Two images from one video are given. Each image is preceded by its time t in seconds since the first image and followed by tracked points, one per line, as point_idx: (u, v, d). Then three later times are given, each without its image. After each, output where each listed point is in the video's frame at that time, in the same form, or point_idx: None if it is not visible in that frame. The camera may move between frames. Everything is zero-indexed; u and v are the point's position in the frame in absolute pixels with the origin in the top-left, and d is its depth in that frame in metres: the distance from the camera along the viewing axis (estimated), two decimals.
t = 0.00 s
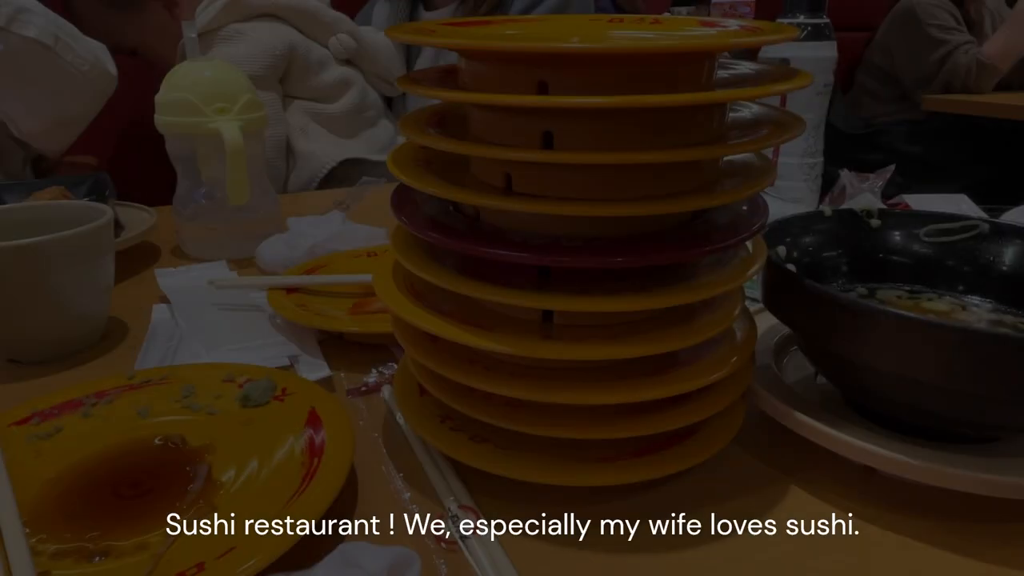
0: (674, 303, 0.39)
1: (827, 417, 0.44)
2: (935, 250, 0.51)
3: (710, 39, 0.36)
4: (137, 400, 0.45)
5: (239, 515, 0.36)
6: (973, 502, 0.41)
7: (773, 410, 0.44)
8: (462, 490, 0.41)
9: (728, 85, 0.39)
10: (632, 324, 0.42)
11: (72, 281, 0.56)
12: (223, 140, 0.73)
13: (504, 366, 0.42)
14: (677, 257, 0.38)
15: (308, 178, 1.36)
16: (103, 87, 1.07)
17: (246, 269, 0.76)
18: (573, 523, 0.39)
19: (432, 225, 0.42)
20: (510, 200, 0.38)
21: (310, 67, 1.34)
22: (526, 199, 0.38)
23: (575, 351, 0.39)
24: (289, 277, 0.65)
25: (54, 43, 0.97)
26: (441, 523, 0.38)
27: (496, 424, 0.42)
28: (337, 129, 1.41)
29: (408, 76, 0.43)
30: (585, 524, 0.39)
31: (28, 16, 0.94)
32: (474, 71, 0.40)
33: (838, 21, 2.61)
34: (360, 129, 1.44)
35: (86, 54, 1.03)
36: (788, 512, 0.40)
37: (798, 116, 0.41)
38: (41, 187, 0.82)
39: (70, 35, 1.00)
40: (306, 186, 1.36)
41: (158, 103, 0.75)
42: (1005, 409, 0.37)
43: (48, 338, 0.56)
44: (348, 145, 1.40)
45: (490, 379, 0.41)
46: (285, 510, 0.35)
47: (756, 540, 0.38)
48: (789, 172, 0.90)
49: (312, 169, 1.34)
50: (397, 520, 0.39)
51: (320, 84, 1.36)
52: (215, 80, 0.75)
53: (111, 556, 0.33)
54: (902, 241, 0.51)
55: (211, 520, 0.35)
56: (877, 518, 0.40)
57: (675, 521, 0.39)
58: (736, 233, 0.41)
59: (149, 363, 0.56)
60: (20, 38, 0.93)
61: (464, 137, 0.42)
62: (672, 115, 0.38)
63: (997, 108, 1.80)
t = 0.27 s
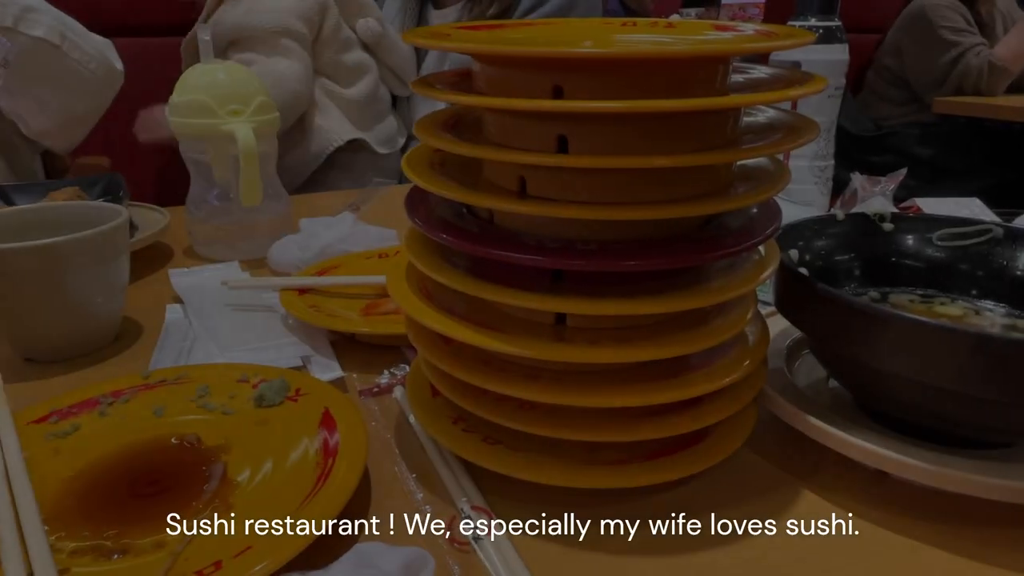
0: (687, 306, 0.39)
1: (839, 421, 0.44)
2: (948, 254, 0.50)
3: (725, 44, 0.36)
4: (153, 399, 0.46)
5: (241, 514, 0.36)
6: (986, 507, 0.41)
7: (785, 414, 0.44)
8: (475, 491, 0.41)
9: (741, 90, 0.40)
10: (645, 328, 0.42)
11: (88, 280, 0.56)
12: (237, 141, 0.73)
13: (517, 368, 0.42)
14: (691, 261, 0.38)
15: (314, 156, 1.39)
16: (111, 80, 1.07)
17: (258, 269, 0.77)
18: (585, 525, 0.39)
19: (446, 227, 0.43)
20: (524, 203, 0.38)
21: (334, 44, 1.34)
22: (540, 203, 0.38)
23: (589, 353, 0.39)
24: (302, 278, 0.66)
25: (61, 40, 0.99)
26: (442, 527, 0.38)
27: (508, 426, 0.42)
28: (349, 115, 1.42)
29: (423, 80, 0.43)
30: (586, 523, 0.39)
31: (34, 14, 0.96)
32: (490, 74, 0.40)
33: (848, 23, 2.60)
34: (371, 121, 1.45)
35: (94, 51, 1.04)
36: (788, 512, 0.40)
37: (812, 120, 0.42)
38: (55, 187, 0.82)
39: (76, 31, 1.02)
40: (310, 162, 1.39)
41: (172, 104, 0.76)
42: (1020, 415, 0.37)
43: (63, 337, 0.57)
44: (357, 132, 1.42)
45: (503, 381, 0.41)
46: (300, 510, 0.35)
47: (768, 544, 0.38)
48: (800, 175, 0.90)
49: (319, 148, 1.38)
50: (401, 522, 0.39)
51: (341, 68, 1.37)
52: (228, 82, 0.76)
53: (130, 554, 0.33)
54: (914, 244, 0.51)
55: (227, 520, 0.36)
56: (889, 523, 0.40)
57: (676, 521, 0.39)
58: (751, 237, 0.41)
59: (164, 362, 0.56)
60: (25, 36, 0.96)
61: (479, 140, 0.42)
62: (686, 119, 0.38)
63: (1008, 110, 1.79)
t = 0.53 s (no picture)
0: (703, 310, 0.39)
1: (854, 425, 0.44)
2: (964, 259, 0.50)
3: (744, 51, 0.36)
4: (173, 399, 0.46)
5: (241, 514, 0.36)
6: (1003, 514, 0.40)
7: (800, 418, 0.44)
8: (491, 493, 0.41)
9: (759, 96, 0.40)
10: (661, 332, 0.42)
11: (106, 280, 0.57)
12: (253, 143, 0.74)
13: (533, 370, 0.42)
14: (707, 265, 0.38)
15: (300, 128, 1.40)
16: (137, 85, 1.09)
17: (273, 270, 0.77)
18: (600, 527, 0.39)
19: (464, 230, 0.43)
20: (542, 207, 0.38)
21: (338, 25, 1.33)
22: (558, 206, 0.38)
23: (605, 356, 0.39)
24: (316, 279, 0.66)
25: (92, 41, 0.99)
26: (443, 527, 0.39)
27: (524, 427, 0.42)
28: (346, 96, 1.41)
29: (441, 83, 0.43)
30: (585, 523, 0.40)
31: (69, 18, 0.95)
32: (509, 79, 0.40)
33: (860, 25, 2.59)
34: (367, 105, 1.45)
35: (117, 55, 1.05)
36: (788, 512, 0.41)
37: (830, 126, 0.42)
38: (74, 187, 0.83)
39: (105, 31, 1.02)
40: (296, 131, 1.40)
41: (190, 107, 0.77)
42: None
43: (82, 336, 0.58)
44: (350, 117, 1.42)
45: (520, 383, 0.41)
46: (319, 510, 0.36)
47: (783, 548, 0.38)
48: (813, 178, 0.90)
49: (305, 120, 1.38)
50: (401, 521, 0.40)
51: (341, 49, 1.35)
52: (245, 85, 0.77)
53: (153, 551, 0.34)
54: (930, 249, 0.51)
55: (247, 518, 0.36)
56: (904, 528, 0.40)
57: (676, 521, 0.40)
58: (768, 242, 0.41)
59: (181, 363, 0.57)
60: (60, 39, 0.95)
61: (497, 144, 0.42)
62: (703, 124, 0.38)
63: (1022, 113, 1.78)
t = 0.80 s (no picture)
0: (723, 311, 0.39)
1: (873, 427, 0.44)
2: (984, 262, 0.50)
3: (766, 52, 0.36)
4: (195, 394, 0.47)
5: (241, 514, 0.37)
6: None
7: (820, 420, 0.44)
8: (510, 491, 0.42)
9: (780, 97, 0.40)
10: (681, 332, 0.42)
11: (126, 278, 0.58)
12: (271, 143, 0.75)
13: (552, 369, 0.43)
14: (728, 267, 0.39)
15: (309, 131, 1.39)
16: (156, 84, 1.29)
17: (290, 268, 0.78)
18: (619, 526, 0.40)
19: (484, 229, 0.43)
20: (564, 207, 0.39)
21: (341, 25, 1.34)
22: (579, 207, 0.39)
23: (626, 356, 0.39)
24: (334, 277, 0.67)
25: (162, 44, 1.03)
26: (444, 527, 0.39)
27: (543, 426, 0.42)
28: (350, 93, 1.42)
29: (462, 84, 0.44)
30: (585, 523, 0.40)
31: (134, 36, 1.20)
32: (530, 80, 0.41)
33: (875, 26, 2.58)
34: (371, 97, 1.46)
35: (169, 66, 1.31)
36: (789, 512, 0.41)
37: (853, 129, 0.42)
38: (94, 186, 0.84)
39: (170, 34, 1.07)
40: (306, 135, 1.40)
41: (209, 106, 0.78)
42: None
43: (105, 333, 0.58)
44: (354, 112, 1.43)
45: (540, 382, 0.41)
46: (341, 505, 0.36)
47: (801, 548, 0.38)
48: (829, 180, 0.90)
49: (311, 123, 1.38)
50: (401, 521, 0.40)
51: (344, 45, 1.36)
52: (264, 85, 0.77)
53: (179, 543, 0.34)
54: (950, 252, 0.51)
55: (271, 513, 0.37)
56: (923, 531, 0.39)
57: (676, 521, 0.40)
58: (788, 244, 0.41)
59: (202, 359, 0.57)
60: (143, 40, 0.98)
61: (518, 145, 0.42)
62: (725, 126, 0.38)
63: None
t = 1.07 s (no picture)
0: (749, 307, 0.39)
1: (897, 425, 0.44)
2: (1010, 262, 0.50)
3: (795, 48, 0.36)
4: (220, 386, 0.47)
5: (240, 515, 0.36)
6: None
7: (844, 417, 0.44)
8: (532, 485, 0.42)
9: (807, 93, 0.40)
10: (704, 328, 0.42)
11: (152, 271, 0.58)
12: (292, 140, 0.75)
13: (575, 364, 0.43)
14: (754, 262, 0.39)
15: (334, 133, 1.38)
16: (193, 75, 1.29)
17: (309, 263, 0.79)
18: (642, 520, 0.40)
19: (508, 223, 0.44)
20: (589, 202, 0.39)
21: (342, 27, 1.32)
22: (604, 201, 0.39)
23: (650, 351, 0.39)
24: (353, 273, 0.67)
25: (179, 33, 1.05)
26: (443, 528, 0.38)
27: (565, 420, 0.43)
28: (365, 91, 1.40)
29: (488, 79, 0.44)
30: (585, 523, 0.39)
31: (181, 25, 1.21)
32: (556, 75, 0.41)
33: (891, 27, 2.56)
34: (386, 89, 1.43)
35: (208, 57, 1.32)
36: (789, 512, 0.40)
37: (880, 126, 0.42)
38: (117, 181, 0.85)
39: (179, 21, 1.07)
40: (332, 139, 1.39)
41: (230, 103, 0.78)
42: None
43: (131, 325, 0.59)
44: (370, 107, 1.41)
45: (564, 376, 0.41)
46: (366, 496, 0.37)
47: (824, 545, 0.38)
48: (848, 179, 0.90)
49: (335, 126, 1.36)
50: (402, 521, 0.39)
51: (349, 40, 1.34)
52: (284, 81, 0.78)
53: (209, 530, 0.35)
54: (975, 251, 0.51)
55: (297, 502, 0.37)
56: (949, 529, 0.39)
57: (676, 521, 0.40)
58: (814, 240, 0.41)
59: (224, 352, 0.58)
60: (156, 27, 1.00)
61: (543, 140, 0.43)
62: (751, 121, 0.38)
63: None
